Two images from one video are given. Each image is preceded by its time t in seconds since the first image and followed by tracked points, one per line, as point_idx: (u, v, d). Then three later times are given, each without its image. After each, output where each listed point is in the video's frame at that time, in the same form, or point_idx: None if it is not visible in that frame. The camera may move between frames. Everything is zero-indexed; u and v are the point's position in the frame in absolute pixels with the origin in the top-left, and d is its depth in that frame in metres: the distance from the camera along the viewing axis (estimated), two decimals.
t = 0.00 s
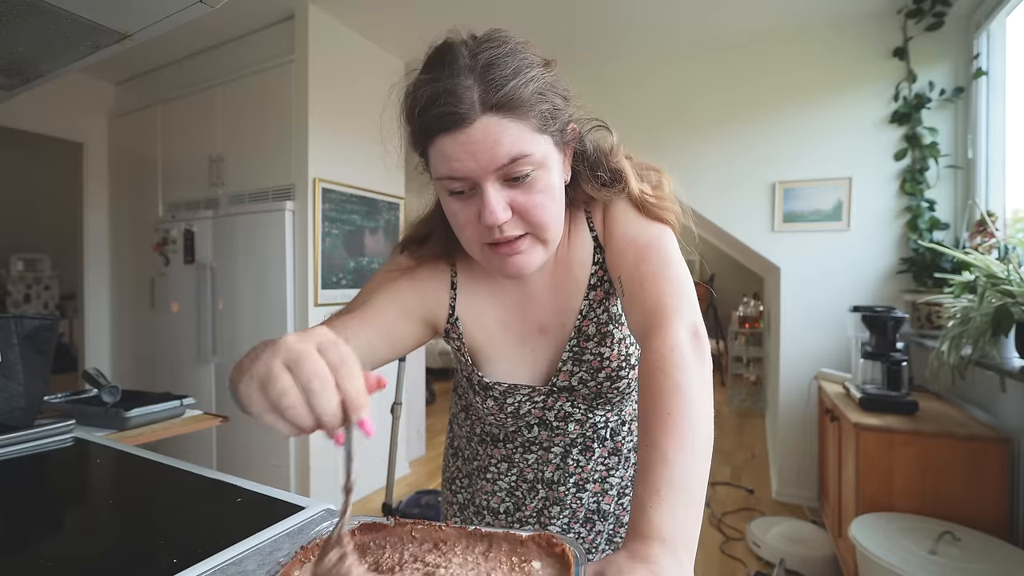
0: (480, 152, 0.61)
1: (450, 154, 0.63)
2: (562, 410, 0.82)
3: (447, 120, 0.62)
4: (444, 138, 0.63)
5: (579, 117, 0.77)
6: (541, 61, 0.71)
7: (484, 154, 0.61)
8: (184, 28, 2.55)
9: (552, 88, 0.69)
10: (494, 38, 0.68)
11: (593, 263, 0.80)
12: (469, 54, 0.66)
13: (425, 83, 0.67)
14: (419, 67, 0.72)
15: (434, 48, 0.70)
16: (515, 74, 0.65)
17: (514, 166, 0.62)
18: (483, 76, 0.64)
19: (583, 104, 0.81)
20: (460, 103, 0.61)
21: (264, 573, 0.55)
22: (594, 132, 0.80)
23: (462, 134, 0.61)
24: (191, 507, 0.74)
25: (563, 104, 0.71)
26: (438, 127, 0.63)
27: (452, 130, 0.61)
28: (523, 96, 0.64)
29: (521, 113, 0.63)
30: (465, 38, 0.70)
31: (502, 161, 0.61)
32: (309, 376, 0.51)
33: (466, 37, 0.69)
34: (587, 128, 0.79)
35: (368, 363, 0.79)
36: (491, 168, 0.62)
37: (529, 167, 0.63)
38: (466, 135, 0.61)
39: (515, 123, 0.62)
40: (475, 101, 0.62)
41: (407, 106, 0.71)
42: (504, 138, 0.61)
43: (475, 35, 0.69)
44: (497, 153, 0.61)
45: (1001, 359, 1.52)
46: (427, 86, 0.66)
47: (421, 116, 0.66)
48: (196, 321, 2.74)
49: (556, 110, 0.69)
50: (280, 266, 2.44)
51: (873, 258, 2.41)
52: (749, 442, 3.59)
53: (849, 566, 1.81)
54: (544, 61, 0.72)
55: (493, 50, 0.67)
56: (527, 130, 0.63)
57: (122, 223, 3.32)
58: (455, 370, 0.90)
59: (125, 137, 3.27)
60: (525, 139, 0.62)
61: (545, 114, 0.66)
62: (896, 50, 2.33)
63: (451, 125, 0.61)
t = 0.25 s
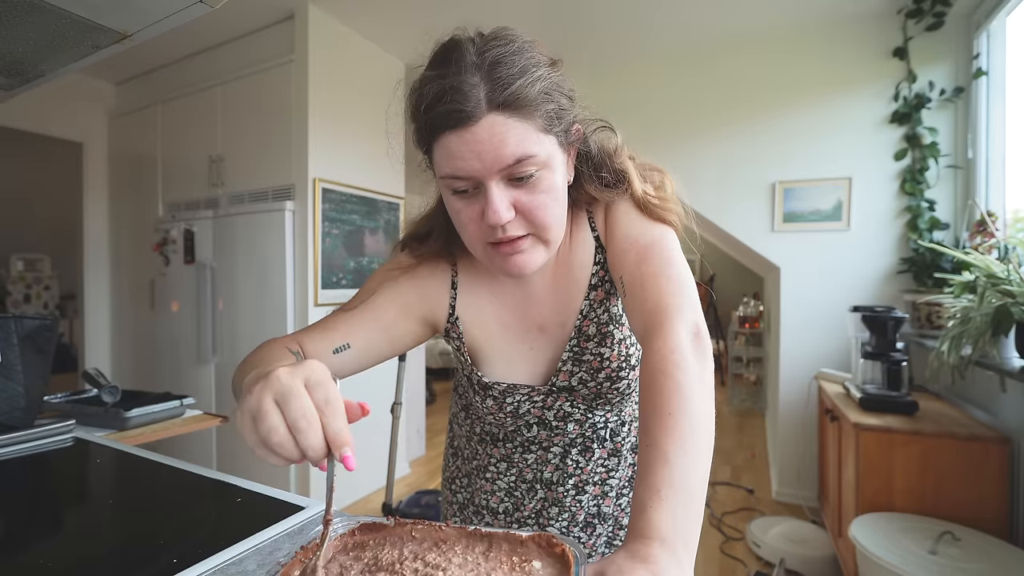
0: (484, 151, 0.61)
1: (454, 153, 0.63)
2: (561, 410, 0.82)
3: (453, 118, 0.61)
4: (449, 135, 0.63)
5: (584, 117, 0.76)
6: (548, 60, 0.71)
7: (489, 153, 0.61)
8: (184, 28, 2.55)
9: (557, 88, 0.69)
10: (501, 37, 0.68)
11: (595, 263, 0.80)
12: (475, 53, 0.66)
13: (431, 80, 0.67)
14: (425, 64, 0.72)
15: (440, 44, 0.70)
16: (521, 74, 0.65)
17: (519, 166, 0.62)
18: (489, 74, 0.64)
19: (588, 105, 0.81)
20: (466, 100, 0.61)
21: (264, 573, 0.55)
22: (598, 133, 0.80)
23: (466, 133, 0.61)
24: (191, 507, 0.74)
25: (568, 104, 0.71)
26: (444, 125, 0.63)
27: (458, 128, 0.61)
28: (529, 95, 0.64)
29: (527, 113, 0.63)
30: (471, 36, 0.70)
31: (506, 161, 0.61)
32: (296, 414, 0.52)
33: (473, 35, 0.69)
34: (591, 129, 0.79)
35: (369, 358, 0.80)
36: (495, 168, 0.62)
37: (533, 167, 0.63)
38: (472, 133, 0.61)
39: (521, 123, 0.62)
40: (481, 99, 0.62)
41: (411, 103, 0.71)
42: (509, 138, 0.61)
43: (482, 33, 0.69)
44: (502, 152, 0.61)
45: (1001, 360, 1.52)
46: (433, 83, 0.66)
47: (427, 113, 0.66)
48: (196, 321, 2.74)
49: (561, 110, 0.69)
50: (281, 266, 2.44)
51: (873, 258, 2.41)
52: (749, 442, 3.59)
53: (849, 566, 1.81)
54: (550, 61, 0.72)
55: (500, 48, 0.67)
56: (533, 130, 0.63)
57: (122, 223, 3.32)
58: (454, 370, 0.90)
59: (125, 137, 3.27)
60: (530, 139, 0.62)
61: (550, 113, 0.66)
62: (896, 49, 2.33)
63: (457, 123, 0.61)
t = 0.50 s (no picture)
0: (483, 156, 0.61)
1: (453, 158, 0.62)
2: (562, 411, 0.82)
3: (451, 123, 0.61)
4: (447, 141, 0.62)
5: (583, 120, 0.76)
6: (546, 64, 0.71)
7: (488, 159, 0.61)
8: (184, 28, 2.55)
9: (556, 92, 0.69)
10: (499, 41, 0.68)
11: (595, 264, 0.80)
12: (473, 58, 0.66)
13: (429, 85, 0.67)
14: (423, 68, 0.72)
15: (438, 49, 0.70)
16: (519, 78, 0.65)
17: (518, 171, 0.62)
18: (487, 79, 0.64)
19: (587, 107, 0.81)
20: (465, 106, 0.61)
21: (264, 573, 0.55)
22: (597, 135, 0.80)
23: (465, 138, 0.61)
24: (191, 507, 0.74)
25: (567, 107, 0.71)
26: (442, 131, 0.62)
27: (456, 133, 0.61)
28: (527, 99, 0.64)
29: (526, 118, 0.63)
30: (469, 40, 0.70)
31: (505, 166, 0.61)
32: (272, 416, 0.52)
33: (471, 40, 0.69)
34: (590, 132, 0.79)
35: (372, 358, 0.79)
36: (495, 173, 0.62)
37: (532, 171, 0.63)
38: (470, 139, 0.61)
39: (520, 128, 0.62)
40: (479, 104, 0.62)
41: (410, 107, 0.71)
42: (508, 143, 0.61)
43: (480, 38, 0.69)
44: (500, 158, 0.61)
45: (1001, 360, 1.52)
46: (432, 88, 0.66)
47: (425, 118, 0.66)
48: (196, 321, 2.73)
49: (560, 114, 0.69)
50: (281, 266, 2.44)
51: (873, 258, 2.41)
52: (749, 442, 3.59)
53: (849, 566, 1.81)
54: (549, 64, 0.72)
55: (498, 53, 0.67)
56: (531, 135, 0.63)
57: (122, 222, 3.32)
58: (456, 370, 0.90)
59: (125, 137, 3.27)
60: (529, 144, 0.62)
61: (548, 117, 0.66)
62: (896, 50, 2.33)
63: (455, 128, 0.61)
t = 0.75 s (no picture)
0: (485, 158, 0.61)
1: (455, 159, 0.62)
2: (562, 411, 0.82)
3: (453, 125, 0.61)
4: (448, 142, 0.62)
5: (584, 121, 0.76)
6: (547, 65, 0.71)
7: (490, 160, 0.61)
8: (184, 27, 2.55)
9: (557, 93, 0.69)
10: (500, 42, 0.68)
11: (595, 265, 0.80)
12: (475, 59, 0.66)
13: (430, 86, 0.67)
14: (424, 69, 0.72)
15: (440, 50, 0.70)
16: (521, 79, 0.65)
17: (520, 173, 0.62)
18: (489, 81, 0.64)
19: (589, 108, 0.81)
20: (466, 107, 0.61)
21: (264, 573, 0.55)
22: (598, 135, 0.80)
23: (466, 139, 0.61)
24: (191, 507, 0.74)
25: (569, 108, 0.71)
26: (443, 132, 0.62)
27: (458, 134, 0.61)
28: (529, 101, 0.64)
29: (527, 119, 0.63)
30: (470, 41, 0.70)
31: (507, 168, 0.61)
32: (257, 440, 0.55)
33: (472, 41, 0.69)
34: (592, 133, 0.79)
35: (372, 361, 0.80)
36: (496, 175, 0.62)
37: (534, 173, 0.63)
38: (472, 140, 0.61)
39: (521, 129, 0.62)
40: (481, 106, 0.61)
41: (412, 108, 0.71)
42: (509, 145, 0.61)
43: (481, 39, 0.69)
44: (502, 159, 0.61)
45: (1001, 360, 1.52)
46: (433, 89, 0.66)
47: (427, 119, 0.66)
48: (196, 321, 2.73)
49: (561, 116, 0.69)
50: (281, 266, 2.44)
51: (873, 258, 2.41)
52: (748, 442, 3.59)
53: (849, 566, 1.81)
54: (550, 65, 0.72)
55: (499, 54, 0.67)
56: (533, 137, 0.63)
57: (122, 222, 3.32)
58: (455, 370, 0.90)
59: (125, 137, 3.27)
60: (531, 146, 0.62)
61: (550, 118, 0.66)
62: (896, 50, 2.33)
63: (457, 130, 0.61)
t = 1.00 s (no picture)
0: (486, 159, 0.61)
1: (456, 160, 0.62)
2: (562, 412, 0.82)
3: (454, 126, 0.61)
4: (449, 143, 0.62)
5: (584, 122, 0.76)
6: (548, 65, 0.71)
7: (491, 162, 0.61)
8: (184, 27, 2.55)
9: (558, 93, 0.69)
10: (501, 42, 0.68)
11: (595, 265, 0.80)
12: (476, 59, 0.66)
13: (431, 87, 0.67)
14: (424, 69, 0.72)
15: (440, 50, 0.70)
16: (522, 80, 0.65)
17: (521, 174, 0.62)
18: (490, 81, 0.64)
19: (589, 108, 0.81)
20: (468, 108, 0.61)
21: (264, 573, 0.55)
22: (598, 136, 0.80)
23: (468, 140, 0.61)
24: (191, 506, 0.74)
25: (569, 109, 0.71)
26: (444, 133, 0.62)
27: (459, 135, 0.61)
28: (530, 102, 0.64)
29: (528, 120, 0.63)
30: (471, 41, 0.71)
31: (508, 169, 0.61)
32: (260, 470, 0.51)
33: (473, 41, 0.69)
34: (592, 133, 0.79)
35: (373, 366, 0.80)
36: (498, 176, 0.62)
37: (535, 175, 0.63)
38: (473, 142, 0.61)
39: (523, 130, 0.62)
40: (482, 107, 0.61)
41: (412, 109, 0.71)
42: (511, 146, 0.61)
43: (482, 39, 0.69)
44: (503, 161, 0.61)
45: (1001, 360, 1.52)
46: (434, 90, 0.66)
47: (428, 120, 0.66)
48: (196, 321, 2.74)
49: (562, 116, 0.68)
50: (281, 266, 2.44)
51: (873, 258, 2.41)
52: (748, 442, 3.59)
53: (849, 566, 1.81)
54: (551, 66, 0.72)
55: (500, 54, 0.67)
56: (534, 138, 0.63)
57: (122, 222, 3.32)
58: (455, 370, 0.90)
59: (125, 137, 3.27)
60: (532, 147, 0.62)
61: (551, 119, 0.66)
62: (896, 50, 2.33)
63: (458, 131, 0.61)
